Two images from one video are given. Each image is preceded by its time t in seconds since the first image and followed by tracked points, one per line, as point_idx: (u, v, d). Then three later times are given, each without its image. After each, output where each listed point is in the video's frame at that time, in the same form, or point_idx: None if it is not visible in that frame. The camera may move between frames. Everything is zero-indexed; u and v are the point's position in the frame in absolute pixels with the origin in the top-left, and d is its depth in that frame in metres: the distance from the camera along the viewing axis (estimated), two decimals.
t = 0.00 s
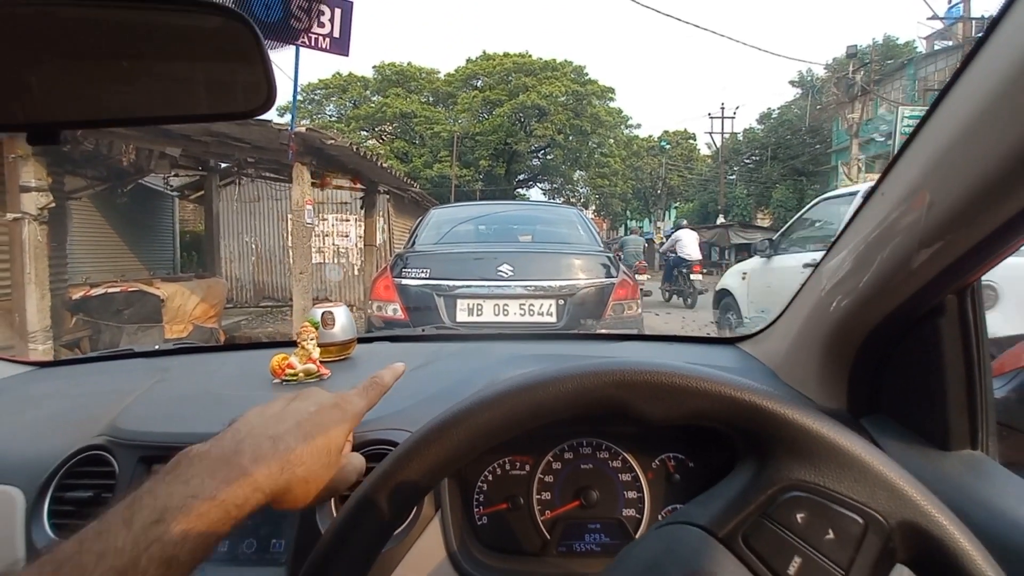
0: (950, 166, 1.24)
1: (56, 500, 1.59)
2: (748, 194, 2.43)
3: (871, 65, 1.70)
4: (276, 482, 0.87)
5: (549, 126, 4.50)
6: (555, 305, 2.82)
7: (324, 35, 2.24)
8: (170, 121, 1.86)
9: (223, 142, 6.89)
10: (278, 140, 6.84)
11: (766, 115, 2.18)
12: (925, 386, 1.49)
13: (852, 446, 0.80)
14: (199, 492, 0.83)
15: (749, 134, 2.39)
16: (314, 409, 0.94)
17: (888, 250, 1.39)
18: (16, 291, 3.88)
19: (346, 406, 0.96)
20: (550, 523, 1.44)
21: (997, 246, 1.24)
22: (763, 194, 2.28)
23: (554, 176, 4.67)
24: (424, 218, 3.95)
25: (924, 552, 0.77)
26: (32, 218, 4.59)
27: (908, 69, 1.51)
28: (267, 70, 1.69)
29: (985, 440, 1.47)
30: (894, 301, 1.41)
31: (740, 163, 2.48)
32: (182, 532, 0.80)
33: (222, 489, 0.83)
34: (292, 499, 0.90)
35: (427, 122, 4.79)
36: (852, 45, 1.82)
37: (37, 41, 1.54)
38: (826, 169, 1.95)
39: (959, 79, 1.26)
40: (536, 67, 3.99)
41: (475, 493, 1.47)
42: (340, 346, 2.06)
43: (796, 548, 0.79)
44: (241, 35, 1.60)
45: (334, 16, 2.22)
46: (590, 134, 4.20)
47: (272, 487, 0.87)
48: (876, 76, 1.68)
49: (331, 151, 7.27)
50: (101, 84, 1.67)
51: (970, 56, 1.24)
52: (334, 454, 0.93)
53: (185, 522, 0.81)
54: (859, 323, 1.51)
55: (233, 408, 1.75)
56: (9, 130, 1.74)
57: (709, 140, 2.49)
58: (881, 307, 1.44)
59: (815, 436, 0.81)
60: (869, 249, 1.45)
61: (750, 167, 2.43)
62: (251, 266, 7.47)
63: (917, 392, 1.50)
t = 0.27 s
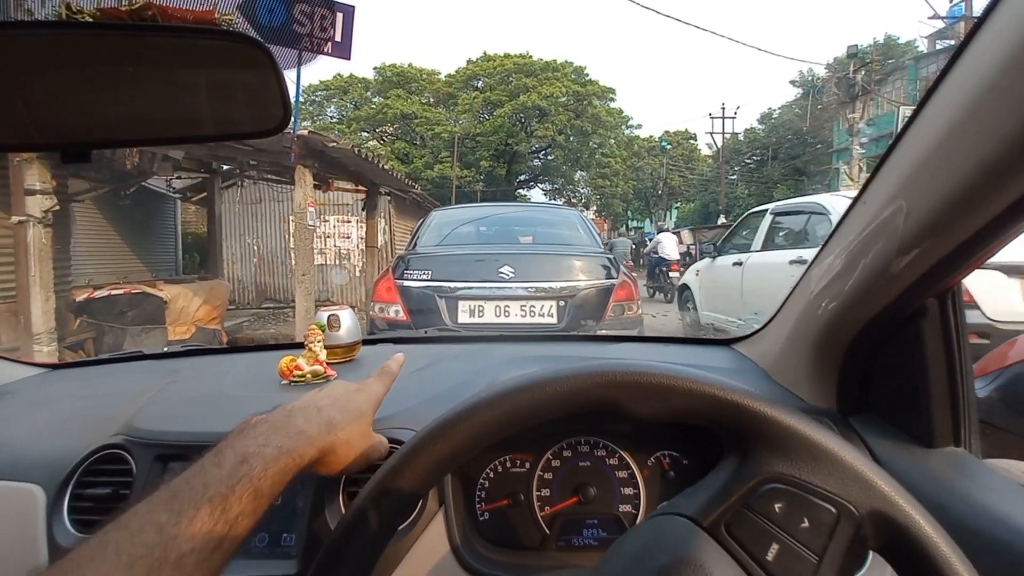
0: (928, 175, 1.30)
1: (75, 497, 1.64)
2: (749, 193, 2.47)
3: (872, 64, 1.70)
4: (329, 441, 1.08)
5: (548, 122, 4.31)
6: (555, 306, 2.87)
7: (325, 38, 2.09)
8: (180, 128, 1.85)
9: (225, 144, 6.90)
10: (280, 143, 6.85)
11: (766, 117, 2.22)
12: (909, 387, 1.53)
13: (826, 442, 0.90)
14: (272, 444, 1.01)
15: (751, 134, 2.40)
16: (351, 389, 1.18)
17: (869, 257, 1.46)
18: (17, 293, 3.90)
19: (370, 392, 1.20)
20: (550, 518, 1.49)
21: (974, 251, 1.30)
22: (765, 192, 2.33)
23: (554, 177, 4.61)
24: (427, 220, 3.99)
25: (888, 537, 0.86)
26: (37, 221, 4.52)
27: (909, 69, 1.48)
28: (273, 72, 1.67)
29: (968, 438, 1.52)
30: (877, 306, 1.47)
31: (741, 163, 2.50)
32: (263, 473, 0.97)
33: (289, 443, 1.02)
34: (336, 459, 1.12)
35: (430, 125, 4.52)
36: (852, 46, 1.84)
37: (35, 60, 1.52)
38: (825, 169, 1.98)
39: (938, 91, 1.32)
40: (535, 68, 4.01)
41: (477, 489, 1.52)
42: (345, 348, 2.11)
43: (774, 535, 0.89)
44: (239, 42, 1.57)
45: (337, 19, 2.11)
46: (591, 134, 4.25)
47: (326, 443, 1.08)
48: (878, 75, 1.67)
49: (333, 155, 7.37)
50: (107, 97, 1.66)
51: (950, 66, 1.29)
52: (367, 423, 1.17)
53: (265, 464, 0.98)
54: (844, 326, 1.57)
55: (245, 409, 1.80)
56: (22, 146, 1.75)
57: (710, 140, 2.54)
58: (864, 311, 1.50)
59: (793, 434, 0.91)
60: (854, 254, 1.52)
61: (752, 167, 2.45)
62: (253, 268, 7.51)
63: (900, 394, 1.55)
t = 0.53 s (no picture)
0: (932, 174, 1.30)
1: (74, 498, 1.63)
2: (749, 193, 2.43)
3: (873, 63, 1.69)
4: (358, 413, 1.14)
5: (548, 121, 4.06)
6: (557, 306, 2.87)
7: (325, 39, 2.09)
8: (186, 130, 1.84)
9: (225, 144, 6.89)
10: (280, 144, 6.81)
11: (767, 116, 2.21)
12: (914, 386, 1.52)
13: (834, 443, 0.90)
14: (312, 410, 1.04)
15: (752, 134, 2.39)
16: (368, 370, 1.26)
17: (873, 256, 1.45)
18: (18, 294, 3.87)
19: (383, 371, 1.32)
20: (551, 519, 1.48)
21: (979, 250, 1.29)
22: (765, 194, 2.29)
23: (556, 177, 4.29)
24: (427, 221, 3.98)
25: (898, 539, 0.85)
26: (39, 222, 4.44)
27: (912, 67, 1.48)
28: (270, 70, 1.64)
29: (974, 439, 1.51)
30: (881, 305, 1.47)
31: (742, 162, 2.50)
32: (308, 435, 1.00)
33: (326, 411, 1.06)
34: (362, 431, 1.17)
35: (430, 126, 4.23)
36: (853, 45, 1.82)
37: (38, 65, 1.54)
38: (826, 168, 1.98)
39: (943, 89, 1.31)
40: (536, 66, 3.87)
41: (478, 490, 1.51)
42: (345, 348, 2.09)
43: (780, 537, 0.88)
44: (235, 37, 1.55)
45: (337, 19, 2.10)
46: (591, 134, 4.03)
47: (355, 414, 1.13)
48: (879, 74, 1.66)
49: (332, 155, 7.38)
50: (109, 97, 1.66)
51: (953, 65, 1.29)
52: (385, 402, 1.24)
53: (309, 427, 1.01)
54: (847, 325, 1.56)
55: (244, 409, 1.79)
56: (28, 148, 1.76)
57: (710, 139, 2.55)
58: (868, 311, 1.49)
59: (799, 434, 0.91)
60: (858, 253, 1.51)
61: (753, 166, 2.44)
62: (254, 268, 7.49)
63: (904, 394, 1.54)
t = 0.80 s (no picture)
0: (934, 171, 1.28)
1: (66, 499, 1.62)
2: (751, 191, 2.46)
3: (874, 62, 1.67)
4: (374, 394, 1.16)
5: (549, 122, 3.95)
6: (557, 305, 2.85)
7: (325, 39, 2.09)
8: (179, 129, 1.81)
9: (227, 145, 6.88)
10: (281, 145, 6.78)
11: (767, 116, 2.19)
12: (917, 385, 1.50)
13: (836, 445, 0.88)
14: (332, 390, 1.04)
15: (753, 134, 2.37)
16: (383, 356, 1.29)
17: (875, 254, 1.44)
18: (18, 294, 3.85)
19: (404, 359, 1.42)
20: (549, 521, 1.47)
21: (982, 248, 1.27)
22: (766, 192, 2.32)
23: (557, 177, 4.16)
24: (428, 221, 3.98)
25: (902, 543, 0.83)
26: (40, 222, 4.33)
27: (912, 66, 1.46)
28: (260, 69, 1.62)
29: (979, 439, 1.49)
30: (884, 304, 1.45)
31: (742, 162, 2.50)
32: (330, 413, 1.00)
33: (344, 392, 1.07)
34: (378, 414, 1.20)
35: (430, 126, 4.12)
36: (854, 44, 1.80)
37: (25, 61, 1.51)
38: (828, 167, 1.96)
39: (945, 86, 1.30)
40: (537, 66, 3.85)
41: (475, 491, 1.49)
42: (342, 348, 2.03)
43: (781, 540, 0.87)
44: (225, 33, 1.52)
45: (337, 19, 2.09)
46: (591, 134, 3.97)
47: (372, 395, 1.15)
48: (879, 74, 1.64)
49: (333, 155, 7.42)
50: (99, 95, 1.64)
51: (955, 60, 1.28)
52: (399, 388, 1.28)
53: (331, 404, 1.00)
54: (849, 323, 1.55)
55: (238, 410, 1.78)
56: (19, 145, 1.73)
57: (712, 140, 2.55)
58: (870, 309, 1.48)
59: (801, 435, 0.89)
60: (860, 251, 1.49)
61: (754, 166, 2.44)
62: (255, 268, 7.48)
63: (905, 393, 1.53)
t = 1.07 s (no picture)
0: (936, 172, 1.28)
1: (65, 502, 1.61)
2: (751, 193, 2.41)
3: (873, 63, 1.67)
4: (391, 383, 1.22)
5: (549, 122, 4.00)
6: (557, 306, 2.85)
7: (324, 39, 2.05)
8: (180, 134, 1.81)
9: (227, 146, 6.88)
10: (281, 146, 6.76)
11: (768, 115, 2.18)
12: (919, 386, 1.50)
13: (839, 447, 0.88)
14: (351, 378, 1.09)
15: (753, 134, 2.35)
16: (398, 349, 1.36)
17: (877, 255, 1.43)
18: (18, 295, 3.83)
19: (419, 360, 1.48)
20: (550, 522, 1.47)
21: (985, 249, 1.27)
22: (766, 193, 2.28)
23: (556, 177, 4.12)
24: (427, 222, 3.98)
25: (905, 545, 0.83)
26: (40, 223, 4.19)
27: (913, 65, 1.46)
28: (258, 71, 1.61)
29: (980, 440, 1.49)
30: (886, 305, 1.45)
31: (743, 162, 2.46)
32: (346, 402, 1.02)
33: (363, 380, 1.11)
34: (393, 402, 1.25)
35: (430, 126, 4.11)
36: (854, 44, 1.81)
37: (25, 63, 1.52)
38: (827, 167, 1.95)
39: (946, 87, 1.29)
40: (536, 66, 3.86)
41: (475, 493, 1.49)
42: (342, 348, 2.01)
43: (784, 544, 0.87)
44: (226, 35, 1.53)
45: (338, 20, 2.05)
46: (591, 134, 3.96)
47: (388, 384, 1.21)
48: (879, 74, 1.64)
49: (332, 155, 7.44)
50: (100, 97, 1.64)
51: (957, 61, 1.27)
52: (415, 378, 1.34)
53: (346, 394, 1.03)
54: (851, 324, 1.54)
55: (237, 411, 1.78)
56: (20, 147, 1.73)
57: (711, 140, 2.54)
58: (872, 310, 1.48)
59: (803, 438, 0.89)
60: (861, 252, 1.49)
61: (754, 166, 2.40)
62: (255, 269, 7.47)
63: (906, 394, 1.52)
